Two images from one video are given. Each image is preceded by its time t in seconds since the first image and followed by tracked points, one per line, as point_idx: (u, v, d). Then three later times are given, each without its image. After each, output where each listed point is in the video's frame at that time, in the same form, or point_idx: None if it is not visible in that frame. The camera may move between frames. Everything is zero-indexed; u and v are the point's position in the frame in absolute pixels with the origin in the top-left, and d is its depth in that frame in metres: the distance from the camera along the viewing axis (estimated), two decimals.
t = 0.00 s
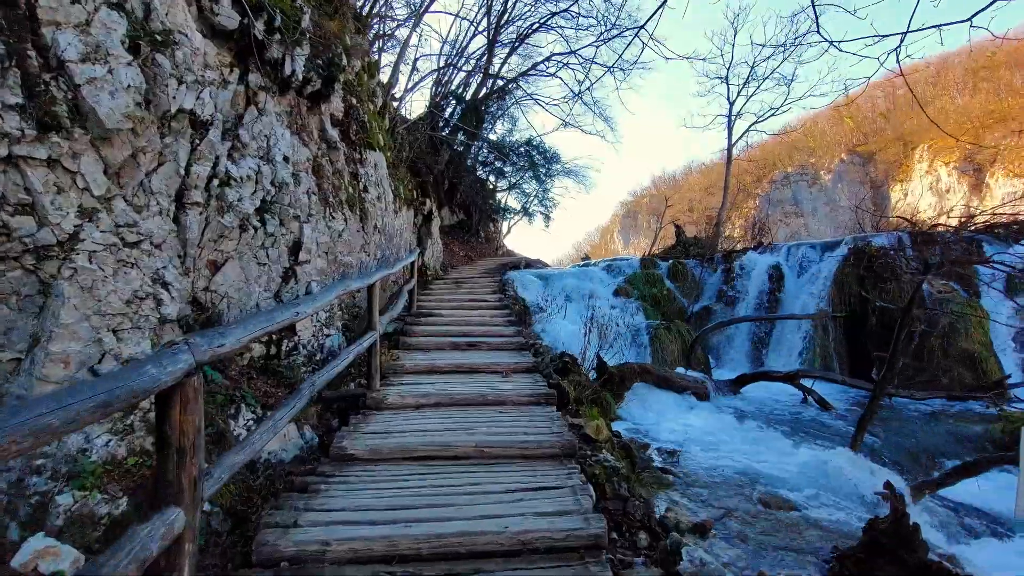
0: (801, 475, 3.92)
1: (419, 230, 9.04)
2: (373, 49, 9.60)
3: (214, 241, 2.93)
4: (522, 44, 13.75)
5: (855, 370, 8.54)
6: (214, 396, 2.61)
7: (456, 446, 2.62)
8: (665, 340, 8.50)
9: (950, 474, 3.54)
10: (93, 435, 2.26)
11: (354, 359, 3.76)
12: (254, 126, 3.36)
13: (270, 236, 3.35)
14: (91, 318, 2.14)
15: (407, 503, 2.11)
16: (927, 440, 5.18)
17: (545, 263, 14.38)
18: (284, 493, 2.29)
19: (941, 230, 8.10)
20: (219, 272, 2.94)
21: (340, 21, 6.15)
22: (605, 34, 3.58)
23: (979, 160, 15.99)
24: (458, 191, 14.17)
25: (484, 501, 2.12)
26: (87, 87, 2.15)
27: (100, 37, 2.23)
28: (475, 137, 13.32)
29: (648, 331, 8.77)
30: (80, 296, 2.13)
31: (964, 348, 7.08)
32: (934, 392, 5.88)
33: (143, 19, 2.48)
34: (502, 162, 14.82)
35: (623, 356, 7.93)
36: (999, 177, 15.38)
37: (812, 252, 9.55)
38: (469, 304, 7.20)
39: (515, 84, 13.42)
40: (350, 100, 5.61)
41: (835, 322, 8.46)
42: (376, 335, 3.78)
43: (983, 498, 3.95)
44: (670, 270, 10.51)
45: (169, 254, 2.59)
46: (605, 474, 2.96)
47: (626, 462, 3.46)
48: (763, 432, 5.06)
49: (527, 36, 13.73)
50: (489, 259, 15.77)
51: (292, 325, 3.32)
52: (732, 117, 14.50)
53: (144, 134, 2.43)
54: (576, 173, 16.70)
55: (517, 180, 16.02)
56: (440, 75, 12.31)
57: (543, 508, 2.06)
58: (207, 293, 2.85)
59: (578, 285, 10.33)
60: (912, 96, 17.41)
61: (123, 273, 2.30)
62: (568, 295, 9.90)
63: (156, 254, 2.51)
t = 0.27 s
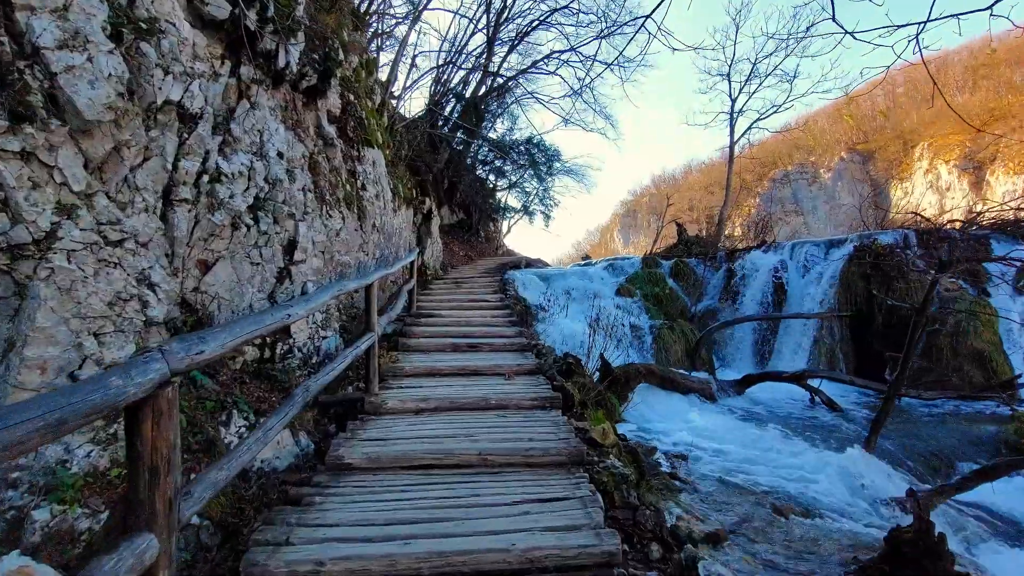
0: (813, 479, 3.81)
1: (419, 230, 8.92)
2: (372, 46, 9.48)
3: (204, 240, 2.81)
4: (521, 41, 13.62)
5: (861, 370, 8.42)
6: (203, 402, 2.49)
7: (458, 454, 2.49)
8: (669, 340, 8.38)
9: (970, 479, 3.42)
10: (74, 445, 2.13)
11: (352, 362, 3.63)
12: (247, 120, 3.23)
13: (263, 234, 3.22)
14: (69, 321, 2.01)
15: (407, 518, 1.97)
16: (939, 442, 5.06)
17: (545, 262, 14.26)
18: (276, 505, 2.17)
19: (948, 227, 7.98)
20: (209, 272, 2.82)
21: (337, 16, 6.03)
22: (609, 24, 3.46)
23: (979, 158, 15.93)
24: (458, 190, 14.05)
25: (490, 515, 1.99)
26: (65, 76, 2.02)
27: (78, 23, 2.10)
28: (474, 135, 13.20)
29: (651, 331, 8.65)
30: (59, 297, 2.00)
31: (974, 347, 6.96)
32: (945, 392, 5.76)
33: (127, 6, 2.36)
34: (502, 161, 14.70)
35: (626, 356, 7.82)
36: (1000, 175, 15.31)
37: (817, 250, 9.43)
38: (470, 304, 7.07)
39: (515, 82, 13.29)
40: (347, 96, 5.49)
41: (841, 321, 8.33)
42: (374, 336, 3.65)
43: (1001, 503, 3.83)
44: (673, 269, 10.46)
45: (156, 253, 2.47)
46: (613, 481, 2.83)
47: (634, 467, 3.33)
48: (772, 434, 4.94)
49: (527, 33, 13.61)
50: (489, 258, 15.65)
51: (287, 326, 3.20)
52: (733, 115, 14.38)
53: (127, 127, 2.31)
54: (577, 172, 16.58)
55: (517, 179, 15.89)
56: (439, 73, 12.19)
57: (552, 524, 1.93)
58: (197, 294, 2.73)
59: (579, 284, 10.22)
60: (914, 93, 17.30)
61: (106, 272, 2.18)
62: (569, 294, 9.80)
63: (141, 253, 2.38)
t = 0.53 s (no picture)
0: (826, 487, 3.67)
1: (417, 230, 8.77)
2: (368, 44, 9.34)
3: (189, 240, 2.66)
4: (520, 40, 13.49)
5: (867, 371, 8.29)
6: (186, 412, 2.35)
7: (459, 467, 2.35)
8: (671, 342, 8.25)
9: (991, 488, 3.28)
10: (46, 460, 1.98)
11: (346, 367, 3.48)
12: (235, 114, 3.08)
13: (253, 234, 3.07)
14: (38, 327, 1.86)
15: (405, 540, 1.82)
16: (952, 446, 4.92)
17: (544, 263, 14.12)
18: (264, 524, 2.02)
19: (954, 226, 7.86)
20: (194, 274, 2.67)
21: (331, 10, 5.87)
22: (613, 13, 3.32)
23: (977, 157, 15.88)
24: (456, 190, 13.91)
25: (493, 536, 1.84)
26: (32, 61, 1.88)
27: (48, 5, 1.96)
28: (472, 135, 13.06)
29: (653, 332, 8.51)
30: (27, 301, 1.85)
31: (982, 348, 6.83)
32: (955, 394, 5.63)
33: None
34: (500, 161, 14.56)
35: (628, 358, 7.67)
36: (997, 174, 15.27)
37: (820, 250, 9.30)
38: (469, 306, 6.92)
39: (513, 80, 13.15)
40: (342, 92, 5.34)
41: (846, 322, 8.19)
42: (369, 340, 3.49)
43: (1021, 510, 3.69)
44: (673, 270, 10.32)
45: (136, 253, 2.32)
46: (621, 493, 2.68)
47: (641, 476, 3.18)
48: (781, 438, 4.79)
49: (525, 32, 13.48)
50: (488, 259, 15.50)
51: (278, 330, 3.05)
52: (733, 114, 14.27)
53: (104, 118, 2.16)
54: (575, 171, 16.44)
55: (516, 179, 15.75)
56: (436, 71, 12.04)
57: (562, 546, 1.78)
58: (182, 297, 2.58)
59: (579, 286, 10.07)
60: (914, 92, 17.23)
61: (79, 273, 2.03)
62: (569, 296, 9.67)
63: (120, 254, 2.23)
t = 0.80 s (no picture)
0: (838, 496, 3.54)
1: (415, 231, 8.64)
2: (365, 42, 9.21)
3: (173, 241, 2.52)
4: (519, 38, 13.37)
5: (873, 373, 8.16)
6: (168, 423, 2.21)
7: (458, 481, 2.21)
8: (673, 344, 8.12)
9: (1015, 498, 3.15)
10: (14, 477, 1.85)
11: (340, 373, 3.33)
12: (223, 109, 2.95)
13: (241, 235, 2.93)
14: (5, 335, 1.73)
15: (401, 564, 1.69)
16: (965, 452, 4.79)
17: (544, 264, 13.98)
18: (249, 544, 1.88)
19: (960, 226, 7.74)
20: (178, 276, 2.53)
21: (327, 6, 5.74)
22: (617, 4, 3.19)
23: (976, 157, 15.82)
24: (454, 191, 13.77)
25: (496, 561, 1.71)
26: None
27: None
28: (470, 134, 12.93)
29: (655, 334, 8.36)
30: None
31: (991, 350, 6.71)
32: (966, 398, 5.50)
33: None
34: (499, 161, 14.42)
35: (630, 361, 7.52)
36: (996, 175, 15.18)
37: (824, 251, 9.18)
38: (468, 308, 6.78)
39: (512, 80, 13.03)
40: (337, 89, 5.21)
41: (851, 324, 8.06)
42: (364, 345, 3.35)
43: None
44: (675, 270, 10.15)
45: (114, 254, 2.18)
46: (629, 507, 2.55)
47: (648, 487, 3.05)
48: (789, 443, 4.66)
49: (525, 30, 13.35)
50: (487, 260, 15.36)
51: (268, 335, 2.91)
52: (734, 113, 14.14)
53: (79, 110, 2.03)
54: (575, 172, 16.31)
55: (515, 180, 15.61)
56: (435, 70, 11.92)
57: (570, 572, 1.65)
58: (165, 301, 2.44)
59: (580, 287, 9.93)
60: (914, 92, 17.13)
61: (49, 276, 1.89)
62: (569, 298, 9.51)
63: (96, 255, 2.10)
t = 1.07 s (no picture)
0: (847, 507, 3.41)
1: (412, 231, 8.49)
2: (361, 39, 9.08)
3: (149, 241, 2.37)
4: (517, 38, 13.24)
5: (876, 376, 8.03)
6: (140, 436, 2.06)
7: (451, 499, 2.06)
8: (673, 346, 7.98)
9: None
10: None
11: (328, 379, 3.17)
12: (205, 101, 2.80)
13: (223, 234, 2.78)
14: None
15: None
16: (975, 459, 4.65)
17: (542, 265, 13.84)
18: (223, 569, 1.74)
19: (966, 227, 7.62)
20: (154, 278, 2.38)
21: None
22: None
23: (973, 158, 15.74)
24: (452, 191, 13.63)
25: None
26: None
27: None
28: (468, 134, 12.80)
29: (656, 337, 8.22)
30: None
31: (998, 353, 6.58)
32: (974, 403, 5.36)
33: None
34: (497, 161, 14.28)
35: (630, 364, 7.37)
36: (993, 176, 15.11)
37: (827, 251, 9.05)
38: (465, 310, 6.62)
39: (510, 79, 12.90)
40: (330, 85, 5.06)
41: (855, 326, 7.93)
42: (354, 350, 3.19)
43: None
44: (675, 271, 9.99)
45: (81, 254, 2.03)
46: (632, 524, 2.40)
47: (651, 500, 2.90)
48: (795, 450, 4.52)
49: (523, 29, 13.23)
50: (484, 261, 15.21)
51: (252, 340, 2.77)
52: (734, 113, 14.02)
53: (41, 99, 1.88)
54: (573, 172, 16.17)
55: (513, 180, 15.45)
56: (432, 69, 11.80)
57: None
58: (139, 305, 2.29)
59: (579, 289, 9.78)
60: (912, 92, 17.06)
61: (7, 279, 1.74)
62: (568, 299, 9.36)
63: (61, 256, 1.95)
